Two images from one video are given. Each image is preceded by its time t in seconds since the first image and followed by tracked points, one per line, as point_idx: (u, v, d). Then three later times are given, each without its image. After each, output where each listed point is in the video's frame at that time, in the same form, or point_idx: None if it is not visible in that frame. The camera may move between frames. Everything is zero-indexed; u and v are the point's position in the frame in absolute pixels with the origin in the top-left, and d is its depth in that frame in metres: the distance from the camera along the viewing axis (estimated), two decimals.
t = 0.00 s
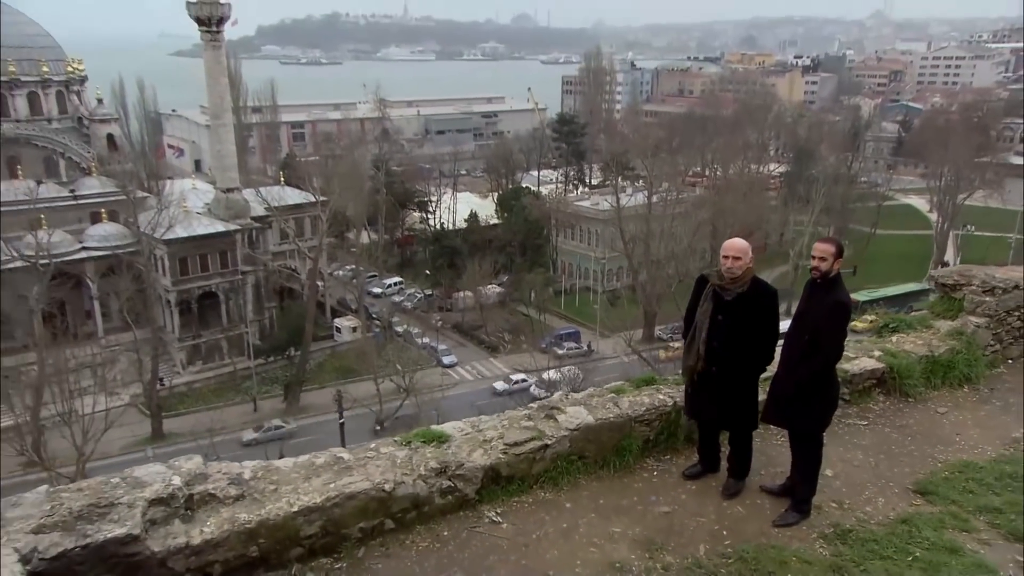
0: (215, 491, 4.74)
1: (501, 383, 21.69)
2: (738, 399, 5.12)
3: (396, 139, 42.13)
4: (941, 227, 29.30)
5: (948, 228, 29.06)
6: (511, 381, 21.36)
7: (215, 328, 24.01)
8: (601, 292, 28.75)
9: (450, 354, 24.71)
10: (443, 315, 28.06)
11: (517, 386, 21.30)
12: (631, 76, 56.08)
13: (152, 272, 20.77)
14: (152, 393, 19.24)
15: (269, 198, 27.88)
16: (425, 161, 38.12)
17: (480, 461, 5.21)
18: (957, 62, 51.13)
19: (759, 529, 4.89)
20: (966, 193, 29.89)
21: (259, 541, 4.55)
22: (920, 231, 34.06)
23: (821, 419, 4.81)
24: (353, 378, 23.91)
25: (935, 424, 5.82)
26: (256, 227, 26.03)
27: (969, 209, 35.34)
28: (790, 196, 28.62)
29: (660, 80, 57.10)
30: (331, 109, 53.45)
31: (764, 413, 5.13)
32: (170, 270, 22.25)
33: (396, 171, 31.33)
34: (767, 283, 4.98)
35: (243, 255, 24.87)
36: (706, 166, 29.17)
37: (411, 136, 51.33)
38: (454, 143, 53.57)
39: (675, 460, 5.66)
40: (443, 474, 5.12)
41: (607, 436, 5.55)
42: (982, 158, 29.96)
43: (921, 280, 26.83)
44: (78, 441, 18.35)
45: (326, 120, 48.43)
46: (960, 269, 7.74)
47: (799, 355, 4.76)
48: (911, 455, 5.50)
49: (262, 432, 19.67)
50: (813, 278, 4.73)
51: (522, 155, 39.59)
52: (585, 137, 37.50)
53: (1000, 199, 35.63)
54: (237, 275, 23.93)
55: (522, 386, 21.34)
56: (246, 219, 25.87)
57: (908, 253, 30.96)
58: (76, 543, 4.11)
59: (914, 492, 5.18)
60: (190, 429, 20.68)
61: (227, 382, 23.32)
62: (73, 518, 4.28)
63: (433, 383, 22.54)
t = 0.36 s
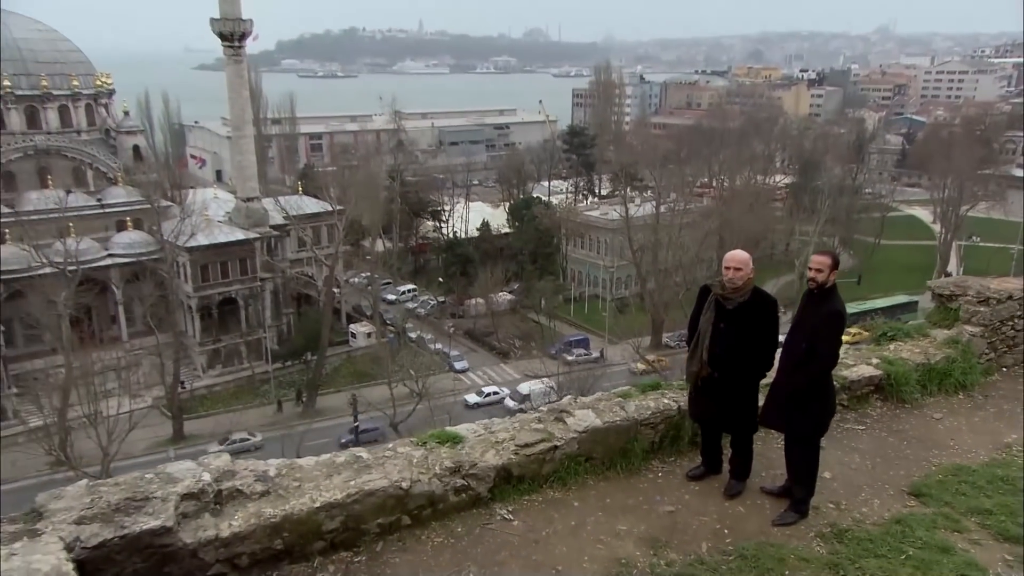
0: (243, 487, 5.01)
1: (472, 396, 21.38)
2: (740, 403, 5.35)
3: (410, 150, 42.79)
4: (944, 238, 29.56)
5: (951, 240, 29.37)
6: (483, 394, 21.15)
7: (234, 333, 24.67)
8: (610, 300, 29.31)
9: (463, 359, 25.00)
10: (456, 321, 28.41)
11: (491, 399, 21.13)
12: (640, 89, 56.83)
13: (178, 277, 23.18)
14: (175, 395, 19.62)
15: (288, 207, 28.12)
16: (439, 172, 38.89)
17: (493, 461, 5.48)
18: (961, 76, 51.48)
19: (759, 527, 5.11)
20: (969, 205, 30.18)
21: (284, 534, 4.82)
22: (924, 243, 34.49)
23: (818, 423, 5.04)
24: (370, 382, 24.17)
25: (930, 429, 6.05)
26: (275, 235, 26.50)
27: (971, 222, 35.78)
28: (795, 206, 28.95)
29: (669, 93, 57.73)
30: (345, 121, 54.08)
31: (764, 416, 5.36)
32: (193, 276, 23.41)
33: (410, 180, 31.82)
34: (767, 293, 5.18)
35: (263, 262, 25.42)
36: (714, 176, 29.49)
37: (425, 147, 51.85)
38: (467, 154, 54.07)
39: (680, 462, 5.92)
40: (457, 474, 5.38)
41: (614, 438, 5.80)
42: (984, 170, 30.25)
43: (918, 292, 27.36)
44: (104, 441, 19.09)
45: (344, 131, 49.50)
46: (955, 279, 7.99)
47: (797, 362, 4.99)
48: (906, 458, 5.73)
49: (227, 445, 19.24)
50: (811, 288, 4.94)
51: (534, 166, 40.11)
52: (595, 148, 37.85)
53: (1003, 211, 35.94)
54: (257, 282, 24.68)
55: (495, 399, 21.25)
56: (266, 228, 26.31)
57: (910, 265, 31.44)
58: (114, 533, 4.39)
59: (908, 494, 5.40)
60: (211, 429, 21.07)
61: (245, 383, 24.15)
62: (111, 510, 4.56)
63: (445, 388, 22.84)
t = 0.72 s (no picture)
0: (268, 482, 5.28)
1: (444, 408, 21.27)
2: (741, 405, 5.58)
3: (423, 159, 43.39)
4: (948, 247, 29.79)
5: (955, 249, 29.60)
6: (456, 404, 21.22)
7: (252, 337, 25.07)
8: (617, 306, 29.63)
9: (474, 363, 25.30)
10: (467, 325, 28.75)
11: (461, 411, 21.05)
12: (648, 100, 57.39)
13: (197, 284, 23.85)
14: (196, 396, 19.93)
15: (304, 214, 28.57)
16: (451, 181, 39.21)
17: (504, 460, 5.74)
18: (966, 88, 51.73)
19: (759, 524, 5.33)
20: (973, 214, 30.39)
21: (307, 526, 5.06)
22: (928, 252, 34.74)
23: (815, 423, 5.27)
24: (384, 386, 24.38)
25: (925, 432, 6.29)
26: (292, 241, 26.95)
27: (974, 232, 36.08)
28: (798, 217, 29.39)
29: (676, 104, 58.27)
30: (359, 132, 54.61)
31: (764, 418, 5.60)
32: (212, 281, 23.86)
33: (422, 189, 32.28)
34: (767, 299, 5.42)
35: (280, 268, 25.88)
36: (720, 185, 29.82)
37: (438, 156, 52.28)
38: (479, 163, 54.46)
39: (684, 461, 6.17)
40: (470, 471, 5.64)
41: (620, 439, 6.06)
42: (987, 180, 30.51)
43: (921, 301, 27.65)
44: (127, 442, 19.62)
45: (360, 141, 50.26)
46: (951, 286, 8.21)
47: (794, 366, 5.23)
48: (900, 459, 5.96)
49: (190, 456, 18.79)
50: (808, 295, 5.18)
51: (544, 175, 40.56)
52: (604, 157, 38.21)
53: (1005, 220, 36.28)
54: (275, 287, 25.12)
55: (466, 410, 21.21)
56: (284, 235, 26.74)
57: (913, 273, 31.69)
58: (150, 524, 4.68)
59: (903, 493, 5.61)
60: (230, 430, 21.45)
61: (264, 386, 24.73)
62: (146, 502, 4.85)
63: (456, 392, 23.14)
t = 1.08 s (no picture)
0: (292, 477, 5.56)
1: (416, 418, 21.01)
2: (743, 406, 5.82)
3: (436, 168, 43.86)
4: (952, 256, 29.98)
5: (958, 258, 29.87)
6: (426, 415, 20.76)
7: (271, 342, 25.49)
8: (626, 313, 29.87)
9: (486, 368, 25.56)
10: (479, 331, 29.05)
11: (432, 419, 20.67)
12: (657, 111, 57.82)
13: (217, 289, 24.26)
14: (216, 399, 20.26)
15: (321, 222, 29.02)
16: (464, 190, 39.62)
17: (516, 459, 6.01)
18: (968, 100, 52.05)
19: (760, 521, 5.54)
20: (978, 223, 30.53)
21: (329, 520, 5.33)
22: (933, 260, 34.93)
23: (814, 424, 5.51)
24: (397, 390, 24.68)
25: (921, 434, 6.54)
26: (309, 248, 27.38)
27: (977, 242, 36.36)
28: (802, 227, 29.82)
29: (684, 116, 58.64)
30: (374, 142, 55.23)
31: (765, 420, 5.83)
32: (233, 287, 24.30)
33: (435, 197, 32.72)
34: (768, 306, 5.65)
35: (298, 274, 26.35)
36: (728, 195, 30.11)
37: (451, 166, 52.75)
38: (492, 172, 54.89)
39: (689, 461, 6.42)
40: (483, 469, 5.92)
41: (627, 440, 6.32)
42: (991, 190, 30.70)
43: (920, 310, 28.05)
44: (152, 442, 20.18)
45: (375, 151, 50.88)
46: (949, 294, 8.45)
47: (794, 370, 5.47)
48: (896, 460, 6.20)
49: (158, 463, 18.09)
50: (807, 302, 5.43)
51: (555, 184, 40.93)
52: (613, 167, 38.58)
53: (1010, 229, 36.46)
54: (292, 292, 25.54)
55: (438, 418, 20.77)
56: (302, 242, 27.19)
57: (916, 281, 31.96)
58: (182, 515, 4.98)
59: (899, 493, 5.83)
60: (249, 431, 21.78)
61: (282, 389, 25.02)
62: (178, 495, 5.15)
63: (468, 396, 23.39)
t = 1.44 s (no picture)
0: (314, 477, 5.81)
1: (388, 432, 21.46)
2: (747, 411, 6.03)
3: (449, 181, 44.36)
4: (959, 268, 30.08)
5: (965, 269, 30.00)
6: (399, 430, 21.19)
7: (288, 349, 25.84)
8: (636, 322, 30.09)
9: (498, 377, 25.78)
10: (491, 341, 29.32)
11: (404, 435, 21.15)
12: (667, 124, 58.22)
13: (237, 298, 24.67)
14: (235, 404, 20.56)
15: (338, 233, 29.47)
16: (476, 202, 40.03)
17: (528, 462, 6.25)
18: (974, 114, 52.20)
19: (763, 523, 5.72)
20: (985, 235, 30.61)
21: (349, 518, 5.58)
22: (939, 271, 35.01)
23: (814, 429, 5.72)
24: (411, 397, 24.93)
25: (921, 441, 6.73)
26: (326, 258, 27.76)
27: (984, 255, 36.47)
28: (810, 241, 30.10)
29: (694, 130, 59.00)
30: (390, 155, 55.90)
31: (768, 425, 6.03)
32: (251, 296, 24.72)
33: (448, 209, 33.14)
34: (771, 314, 5.87)
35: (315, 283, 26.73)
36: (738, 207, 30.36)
37: (464, 178, 53.22)
38: (505, 185, 55.35)
39: (695, 466, 6.63)
40: (496, 471, 6.15)
41: (634, 444, 6.54)
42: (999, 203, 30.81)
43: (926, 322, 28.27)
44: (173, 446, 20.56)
45: (390, 164, 51.48)
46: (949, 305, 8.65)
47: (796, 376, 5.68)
48: (895, 465, 6.39)
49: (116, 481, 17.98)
50: (809, 311, 5.65)
51: (566, 196, 41.29)
52: (624, 180, 38.92)
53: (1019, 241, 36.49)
54: (309, 301, 25.91)
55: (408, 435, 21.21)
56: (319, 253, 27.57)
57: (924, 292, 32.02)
58: (211, 511, 5.23)
59: (898, 497, 6.01)
60: (267, 437, 22.07)
61: (299, 396, 25.33)
62: (207, 493, 5.42)
63: (480, 403, 23.60)
